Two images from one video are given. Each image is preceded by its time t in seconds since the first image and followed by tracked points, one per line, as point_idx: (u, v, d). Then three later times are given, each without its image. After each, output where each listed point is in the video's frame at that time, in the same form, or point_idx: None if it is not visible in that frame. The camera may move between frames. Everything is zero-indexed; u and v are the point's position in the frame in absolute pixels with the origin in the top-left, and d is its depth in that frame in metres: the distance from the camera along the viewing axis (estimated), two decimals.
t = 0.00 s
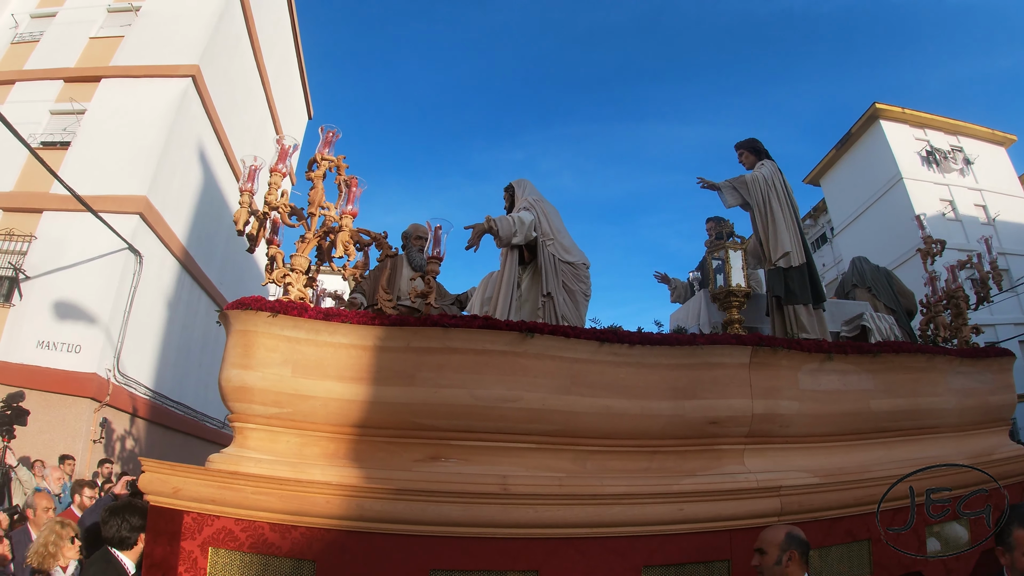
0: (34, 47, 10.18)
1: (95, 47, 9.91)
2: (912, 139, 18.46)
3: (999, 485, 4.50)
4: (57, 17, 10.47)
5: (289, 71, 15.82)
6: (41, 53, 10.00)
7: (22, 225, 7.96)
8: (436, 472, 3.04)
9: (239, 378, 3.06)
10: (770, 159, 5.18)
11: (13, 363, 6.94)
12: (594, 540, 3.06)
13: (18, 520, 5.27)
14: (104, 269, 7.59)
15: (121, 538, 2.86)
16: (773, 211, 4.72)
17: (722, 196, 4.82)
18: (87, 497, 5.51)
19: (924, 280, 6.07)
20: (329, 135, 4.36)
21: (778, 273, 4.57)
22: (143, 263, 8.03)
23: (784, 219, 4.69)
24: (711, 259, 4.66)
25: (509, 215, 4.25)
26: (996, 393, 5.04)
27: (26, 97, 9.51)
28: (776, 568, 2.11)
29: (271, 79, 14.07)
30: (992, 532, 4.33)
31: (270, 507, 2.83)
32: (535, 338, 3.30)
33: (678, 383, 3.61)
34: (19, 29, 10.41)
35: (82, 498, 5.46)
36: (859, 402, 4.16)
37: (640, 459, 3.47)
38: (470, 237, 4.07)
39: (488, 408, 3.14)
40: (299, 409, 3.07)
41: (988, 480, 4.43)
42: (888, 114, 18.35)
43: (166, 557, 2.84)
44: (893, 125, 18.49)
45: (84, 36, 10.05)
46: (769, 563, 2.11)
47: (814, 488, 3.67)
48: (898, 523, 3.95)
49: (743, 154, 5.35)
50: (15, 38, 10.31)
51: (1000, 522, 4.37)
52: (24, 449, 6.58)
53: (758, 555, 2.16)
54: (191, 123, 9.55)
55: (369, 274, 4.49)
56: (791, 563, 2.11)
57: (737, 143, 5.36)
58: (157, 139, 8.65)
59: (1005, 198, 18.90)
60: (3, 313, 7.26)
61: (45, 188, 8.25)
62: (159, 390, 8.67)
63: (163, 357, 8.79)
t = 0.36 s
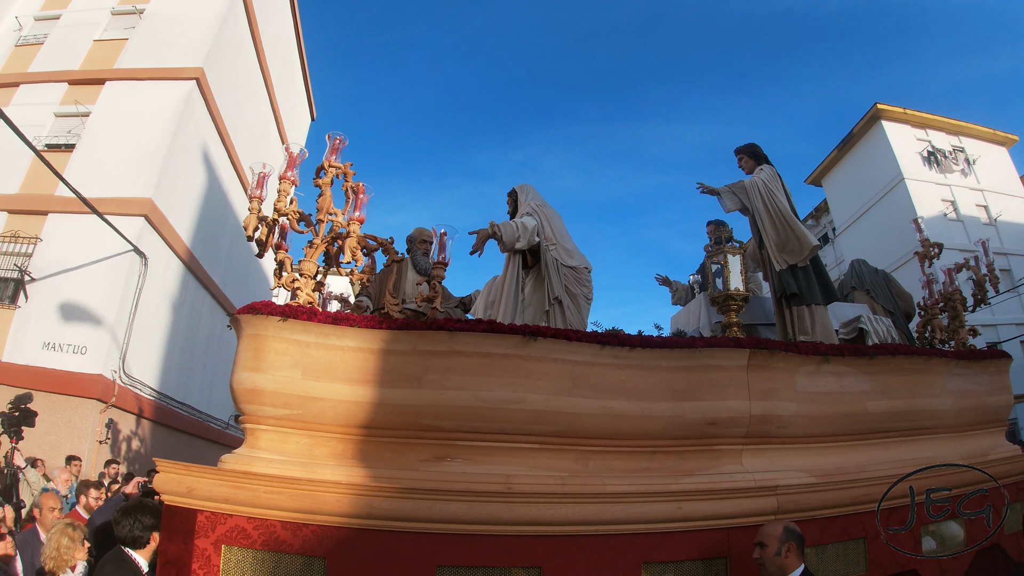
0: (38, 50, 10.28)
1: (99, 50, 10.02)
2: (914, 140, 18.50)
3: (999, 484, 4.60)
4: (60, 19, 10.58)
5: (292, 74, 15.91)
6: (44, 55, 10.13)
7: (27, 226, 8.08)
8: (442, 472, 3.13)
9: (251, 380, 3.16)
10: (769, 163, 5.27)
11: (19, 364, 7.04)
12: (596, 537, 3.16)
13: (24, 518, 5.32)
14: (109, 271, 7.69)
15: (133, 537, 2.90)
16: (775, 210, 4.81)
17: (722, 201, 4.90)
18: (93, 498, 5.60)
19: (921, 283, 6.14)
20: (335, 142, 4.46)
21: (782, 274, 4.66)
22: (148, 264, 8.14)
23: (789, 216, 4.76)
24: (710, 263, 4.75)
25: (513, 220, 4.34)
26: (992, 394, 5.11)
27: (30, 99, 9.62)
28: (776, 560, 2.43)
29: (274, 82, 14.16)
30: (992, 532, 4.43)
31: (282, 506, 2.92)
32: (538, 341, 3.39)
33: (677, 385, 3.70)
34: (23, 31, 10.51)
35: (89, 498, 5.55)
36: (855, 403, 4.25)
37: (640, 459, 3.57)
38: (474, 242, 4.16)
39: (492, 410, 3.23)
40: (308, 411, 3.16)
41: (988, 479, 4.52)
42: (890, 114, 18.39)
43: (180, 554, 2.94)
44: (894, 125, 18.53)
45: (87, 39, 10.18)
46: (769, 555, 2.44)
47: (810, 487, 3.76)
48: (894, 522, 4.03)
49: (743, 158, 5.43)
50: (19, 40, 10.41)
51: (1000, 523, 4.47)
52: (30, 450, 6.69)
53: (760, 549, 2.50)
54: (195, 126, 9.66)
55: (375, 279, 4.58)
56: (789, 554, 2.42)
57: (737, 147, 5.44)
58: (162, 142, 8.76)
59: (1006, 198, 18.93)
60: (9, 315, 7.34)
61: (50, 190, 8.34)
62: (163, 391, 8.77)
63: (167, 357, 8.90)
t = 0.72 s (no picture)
0: (42, 52, 10.37)
1: (102, 52, 10.12)
2: (914, 140, 18.55)
3: (999, 484, 4.71)
4: (63, 21, 10.67)
5: (295, 76, 15.99)
6: (47, 58, 10.22)
7: (31, 228, 8.18)
8: (448, 472, 3.23)
9: (261, 384, 3.25)
10: (768, 168, 5.35)
11: (24, 365, 7.14)
12: (597, 536, 3.25)
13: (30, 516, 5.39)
14: (113, 273, 7.79)
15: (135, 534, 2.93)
16: (768, 217, 4.89)
17: (720, 206, 5.00)
18: (97, 499, 5.56)
19: (919, 285, 6.22)
20: (341, 149, 4.55)
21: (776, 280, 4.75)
22: (152, 265, 8.23)
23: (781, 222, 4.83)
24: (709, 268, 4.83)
25: (516, 226, 4.43)
26: (988, 396, 5.19)
27: (34, 101, 9.71)
28: (785, 556, 2.54)
29: (277, 84, 14.25)
30: (991, 532, 4.53)
31: (292, 505, 3.02)
32: (541, 344, 3.49)
33: (676, 388, 3.79)
34: (26, 33, 10.60)
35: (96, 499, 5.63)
36: (850, 405, 4.33)
37: (640, 460, 3.66)
38: (478, 248, 4.26)
39: (497, 412, 3.33)
40: (318, 413, 3.26)
41: (988, 479, 4.62)
42: (890, 114, 18.45)
43: (193, 553, 3.04)
44: (895, 125, 18.58)
45: (90, 41, 10.27)
46: (777, 551, 2.55)
47: (806, 486, 3.84)
48: (889, 521, 4.12)
49: (741, 163, 5.52)
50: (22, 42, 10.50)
51: (999, 523, 4.57)
52: (36, 450, 6.80)
53: (768, 545, 2.61)
54: (198, 128, 9.75)
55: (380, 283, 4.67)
56: (797, 551, 2.54)
57: (735, 153, 5.53)
58: (165, 144, 8.85)
59: (1007, 198, 18.98)
60: (13, 316, 7.46)
61: (54, 193, 8.42)
62: (167, 391, 8.87)
63: (171, 358, 9.00)
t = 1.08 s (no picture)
0: (44, 52, 10.35)
1: (104, 53, 10.12)
2: (915, 140, 18.55)
3: (999, 484, 4.70)
4: (65, 22, 10.65)
5: (296, 75, 15.98)
6: (49, 58, 10.21)
7: (33, 229, 8.16)
8: (453, 471, 3.23)
9: (265, 381, 3.25)
10: (771, 168, 5.35)
11: (27, 366, 7.14)
12: (602, 534, 3.25)
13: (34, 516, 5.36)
14: (116, 273, 7.79)
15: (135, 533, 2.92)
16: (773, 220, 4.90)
17: (723, 205, 5.00)
18: (101, 499, 5.57)
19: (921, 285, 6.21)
20: (345, 147, 4.55)
21: (776, 282, 4.75)
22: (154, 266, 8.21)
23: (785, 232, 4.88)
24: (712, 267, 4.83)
25: (520, 225, 4.43)
26: (990, 395, 5.19)
27: (37, 102, 9.71)
28: (791, 553, 2.54)
29: (278, 84, 14.24)
30: (992, 531, 4.53)
31: (297, 504, 3.01)
32: (546, 343, 3.48)
33: (680, 386, 3.79)
34: (29, 34, 10.60)
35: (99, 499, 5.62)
36: (854, 403, 4.34)
37: (644, 458, 3.66)
38: (481, 246, 4.25)
39: (502, 410, 3.33)
40: (322, 411, 3.26)
41: (987, 478, 4.62)
42: (891, 114, 18.46)
43: (197, 552, 3.03)
44: (896, 125, 18.59)
45: (93, 42, 10.26)
46: (783, 548, 2.55)
47: (809, 485, 3.85)
48: (892, 520, 4.12)
49: (744, 163, 5.51)
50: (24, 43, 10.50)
51: (999, 522, 4.57)
52: (38, 451, 6.84)
53: (775, 543, 2.61)
54: (200, 128, 9.73)
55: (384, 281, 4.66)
56: (803, 548, 2.54)
57: (738, 152, 5.52)
58: (167, 145, 8.84)
59: (1008, 197, 18.99)
60: (16, 316, 7.46)
61: (58, 193, 8.42)
62: (170, 391, 8.87)
63: (174, 358, 9.00)
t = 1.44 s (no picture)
0: (43, 53, 10.30)
1: (104, 55, 10.06)
2: (914, 139, 18.54)
3: (998, 483, 4.67)
4: (64, 23, 10.60)
5: (295, 74, 15.92)
6: (48, 60, 10.16)
7: (33, 230, 8.11)
8: (448, 470, 3.19)
9: (259, 380, 3.21)
10: (769, 166, 5.33)
11: (26, 366, 7.10)
12: (599, 534, 3.22)
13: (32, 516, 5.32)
14: (115, 273, 7.75)
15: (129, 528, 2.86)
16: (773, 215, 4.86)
17: (721, 203, 4.98)
18: (101, 498, 5.55)
19: (920, 283, 6.19)
20: (341, 144, 4.51)
21: (775, 280, 4.73)
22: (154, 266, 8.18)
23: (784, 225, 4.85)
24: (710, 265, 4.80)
25: (516, 222, 4.40)
26: (989, 394, 5.17)
27: (36, 103, 9.66)
28: (787, 552, 2.51)
29: (277, 83, 14.19)
30: (991, 532, 4.49)
31: (291, 503, 2.98)
32: (542, 341, 3.45)
33: (678, 385, 3.76)
34: (28, 35, 10.55)
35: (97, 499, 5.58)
36: (854, 402, 4.31)
37: (642, 457, 3.63)
38: (477, 243, 4.22)
39: (499, 408, 3.29)
40: (317, 410, 3.22)
41: (987, 479, 4.58)
42: (891, 114, 18.44)
43: (190, 552, 2.99)
44: (896, 125, 18.58)
45: (92, 43, 10.22)
46: (780, 547, 2.51)
47: (809, 484, 3.82)
48: (892, 519, 4.09)
49: (742, 161, 5.48)
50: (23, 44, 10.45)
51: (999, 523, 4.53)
52: (38, 450, 6.75)
53: (771, 542, 2.57)
54: (200, 129, 9.69)
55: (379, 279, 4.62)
56: (800, 547, 2.51)
57: (737, 150, 5.49)
58: (167, 145, 8.80)
59: (1006, 197, 19.00)
60: (16, 317, 7.41)
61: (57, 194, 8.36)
62: (169, 392, 8.83)
63: (173, 358, 8.96)
